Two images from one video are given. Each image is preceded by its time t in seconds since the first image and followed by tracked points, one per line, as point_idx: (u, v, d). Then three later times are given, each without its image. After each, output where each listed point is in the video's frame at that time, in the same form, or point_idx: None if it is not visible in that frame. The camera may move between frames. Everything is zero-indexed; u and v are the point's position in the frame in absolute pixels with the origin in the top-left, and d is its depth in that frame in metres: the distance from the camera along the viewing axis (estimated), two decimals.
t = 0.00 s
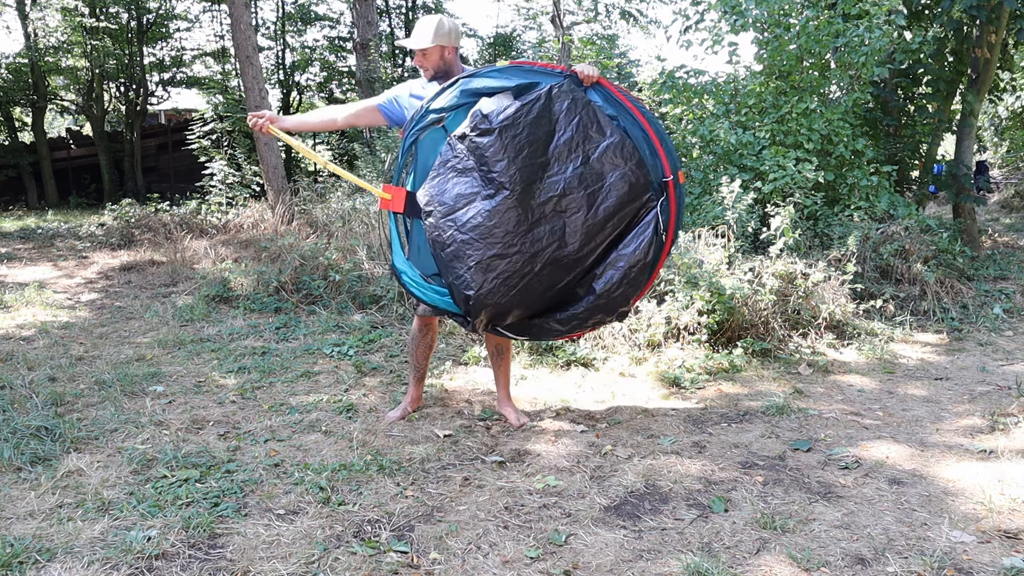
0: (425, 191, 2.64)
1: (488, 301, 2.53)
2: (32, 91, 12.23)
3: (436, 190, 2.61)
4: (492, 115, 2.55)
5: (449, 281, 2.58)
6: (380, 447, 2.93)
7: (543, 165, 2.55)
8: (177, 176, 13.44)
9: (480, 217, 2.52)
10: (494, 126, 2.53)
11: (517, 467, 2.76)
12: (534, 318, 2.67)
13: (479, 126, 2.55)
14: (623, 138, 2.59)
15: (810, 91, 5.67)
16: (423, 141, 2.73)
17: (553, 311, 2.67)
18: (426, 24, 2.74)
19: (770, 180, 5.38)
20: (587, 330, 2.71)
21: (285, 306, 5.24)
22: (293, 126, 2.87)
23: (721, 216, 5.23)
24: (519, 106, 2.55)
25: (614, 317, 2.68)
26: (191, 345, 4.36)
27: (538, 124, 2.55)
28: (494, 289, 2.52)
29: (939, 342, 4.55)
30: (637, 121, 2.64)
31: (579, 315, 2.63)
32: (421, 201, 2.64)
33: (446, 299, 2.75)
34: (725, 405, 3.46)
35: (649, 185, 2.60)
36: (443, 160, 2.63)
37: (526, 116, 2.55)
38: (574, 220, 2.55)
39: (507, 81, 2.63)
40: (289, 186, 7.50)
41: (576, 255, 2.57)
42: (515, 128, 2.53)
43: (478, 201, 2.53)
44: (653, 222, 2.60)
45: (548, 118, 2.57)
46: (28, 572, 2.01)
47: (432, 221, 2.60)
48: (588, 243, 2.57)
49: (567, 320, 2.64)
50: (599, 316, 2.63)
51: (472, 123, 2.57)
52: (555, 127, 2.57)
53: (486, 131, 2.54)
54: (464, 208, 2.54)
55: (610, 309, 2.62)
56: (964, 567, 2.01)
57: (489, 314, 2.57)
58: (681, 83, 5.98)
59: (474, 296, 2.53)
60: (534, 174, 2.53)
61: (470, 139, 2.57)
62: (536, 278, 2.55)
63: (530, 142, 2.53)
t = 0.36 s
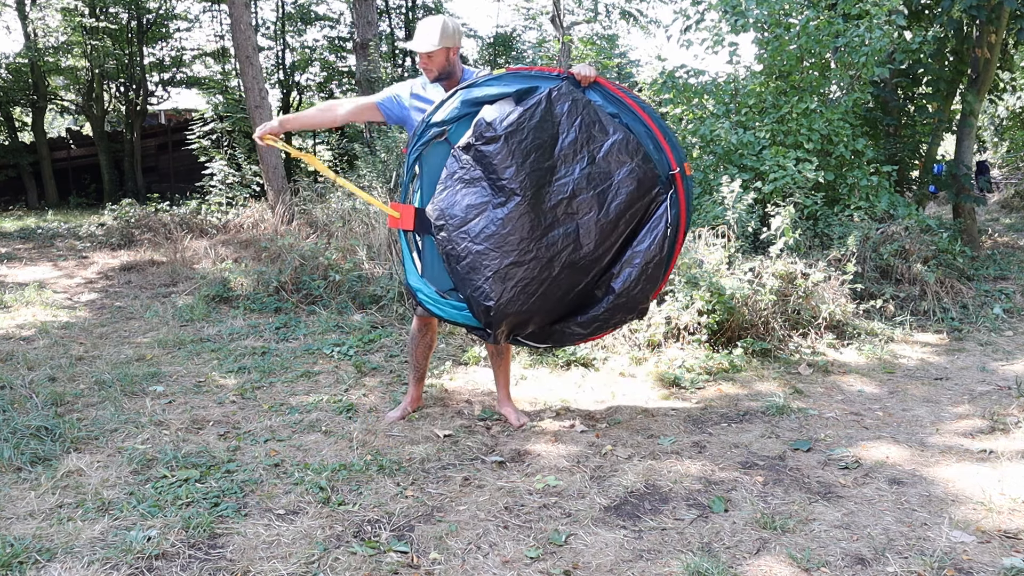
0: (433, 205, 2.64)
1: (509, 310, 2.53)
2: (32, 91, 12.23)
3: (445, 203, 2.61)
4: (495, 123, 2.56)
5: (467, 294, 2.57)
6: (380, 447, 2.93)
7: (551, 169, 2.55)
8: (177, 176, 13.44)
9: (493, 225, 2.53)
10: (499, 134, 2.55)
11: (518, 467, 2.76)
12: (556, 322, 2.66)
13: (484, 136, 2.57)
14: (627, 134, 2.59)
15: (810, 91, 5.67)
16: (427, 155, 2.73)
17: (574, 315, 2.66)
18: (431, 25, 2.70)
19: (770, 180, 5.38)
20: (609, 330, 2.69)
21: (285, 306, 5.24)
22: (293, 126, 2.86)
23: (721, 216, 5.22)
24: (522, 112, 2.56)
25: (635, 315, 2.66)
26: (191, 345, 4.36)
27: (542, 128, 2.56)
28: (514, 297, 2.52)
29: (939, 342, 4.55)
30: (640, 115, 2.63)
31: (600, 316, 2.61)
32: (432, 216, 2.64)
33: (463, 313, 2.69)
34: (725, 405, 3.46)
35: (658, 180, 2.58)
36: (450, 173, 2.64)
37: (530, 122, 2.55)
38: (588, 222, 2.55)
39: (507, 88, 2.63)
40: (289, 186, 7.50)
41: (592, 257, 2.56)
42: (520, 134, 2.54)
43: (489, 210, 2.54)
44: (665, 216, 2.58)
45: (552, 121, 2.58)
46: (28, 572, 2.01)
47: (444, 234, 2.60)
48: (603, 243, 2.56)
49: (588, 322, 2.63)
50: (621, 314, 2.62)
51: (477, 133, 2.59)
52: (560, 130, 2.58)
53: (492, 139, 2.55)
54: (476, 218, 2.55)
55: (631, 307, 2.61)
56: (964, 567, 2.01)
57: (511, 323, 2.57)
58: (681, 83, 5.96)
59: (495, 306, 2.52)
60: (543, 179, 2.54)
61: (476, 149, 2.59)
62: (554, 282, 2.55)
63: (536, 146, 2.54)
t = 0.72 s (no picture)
0: (433, 199, 2.64)
1: (507, 303, 2.53)
2: (32, 90, 12.22)
3: (444, 196, 2.61)
4: (494, 117, 2.56)
5: (466, 287, 2.57)
6: (380, 447, 2.93)
7: (550, 163, 2.55)
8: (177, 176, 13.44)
9: (492, 219, 2.52)
10: (499, 127, 2.54)
11: (517, 467, 2.76)
12: (553, 316, 2.66)
13: (483, 130, 2.56)
14: (626, 129, 2.59)
15: (810, 91, 5.67)
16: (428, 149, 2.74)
17: (572, 309, 2.66)
18: (434, 25, 2.70)
19: (769, 180, 5.38)
20: (606, 324, 2.70)
21: (285, 306, 5.24)
22: (295, 133, 2.88)
23: (721, 216, 5.22)
24: (521, 106, 2.56)
25: (632, 310, 2.67)
26: (190, 345, 4.36)
27: (541, 123, 2.55)
28: (512, 290, 2.52)
29: (939, 342, 4.54)
30: (639, 112, 2.64)
31: (598, 310, 2.62)
32: (431, 209, 2.63)
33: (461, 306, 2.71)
34: (725, 405, 3.46)
35: (657, 175, 2.59)
36: (449, 166, 2.63)
37: (530, 116, 2.55)
38: (587, 216, 2.55)
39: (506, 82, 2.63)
40: (289, 186, 7.49)
41: (591, 250, 2.56)
42: (520, 128, 2.54)
43: (488, 203, 2.54)
44: (663, 211, 2.59)
45: (551, 116, 2.57)
46: (28, 572, 2.01)
47: (443, 228, 2.59)
48: (601, 237, 2.56)
49: (586, 316, 2.63)
50: (618, 309, 2.62)
51: (476, 127, 2.58)
52: (559, 125, 2.57)
53: (491, 133, 2.54)
54: (475, 211, 2.55)
55: (628, 301, 2.62)
56: (964, 567, 2.01)
57: (509, 316, 2.57)
58: (681, 83, 5.95)
59: (493, 299, 2.52)
60: (542, 173, 2.54)
61: (475, 142, 2.58)
62: (552, 276, 2.55)
63: (535, 140, 2.53)
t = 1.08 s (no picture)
0: (429, 195, 2.64)
1: (503, 300, 2.51)
2: (32, 90, 12.22)
3: (441, 193, 2.61)
4: (490, 115, 2.57)
5: (462, 284, 2.56)
6: (380, 447, 2.93)
7: (545, 159, 2.55)
8: (177, 176, 13.45)
9: (488, 216, 2.52)
10: (495, 125, 2.55)
11: (517, 467, 2.76)
12: (548, 311, 2.65)
13: (479, 128, 2.57)
14: (620, 125, 2.59)
15: (810, 91, 5.67)
16: (424, 144, 2.75)
17: (567, 304, 2.65)
18: (433, 24, 2.70)
19: (770, 180, 5.37)
20: (601, 320, 2.69)
21: (285, 306, 5.24)
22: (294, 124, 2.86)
23: (721, 216, 5.22)
24: (517, 103, 2.56)
25: (627, 304, 2.66)
26: (190, 345, 4.36)
27: (537, 119, 2.56)
28: (508, 287, 2.51)
29: (939, 342, 4.55)
30: (633, 108, 2.64)
31: (592, 304, 2.61)
32: (427, 206, 2.63)
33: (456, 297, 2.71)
34: (725, 405, 3.46)
35: (650, 170, 2.59)
36: (445, 163, 2.64)
37: (525, 112, 2.55)
38: (582, 211, 2.54)
39: (502, 80, 2.64)
40: (289, 186, 7.49)
41: (586, 246, 2.56)
42: (515, 125, 2.54)
43: (485, 200, 2.54)
44: (658, 205, 2.58)
45: (547, 112, 2.57)
46: (28, 572, 2.01)
47: (440, 224, 2.59)
48: (596, 233, 2.56)
49: (581, 311, 2.63)
50: (612, 303, 2.61)
51: (472, 124, 2.59)
52: (554, 121, 2.58)
53: (488, 131, 2.55)
54: (472, 208, 2.55)
55: (623, 296, 2.60)
56: (964, 567, 2.01)
57: (505, 312, 2.56)
58: (682, 83, 5.95)
59: (490, 295, 2.51)
60: (537, 169, 2.54)
61: (472, 139, 2.59)
62: (548, 271, 2.54)
63: (531, 137, 2.54)
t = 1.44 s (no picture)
0: (430, 188, 2.65)
1: (504, 291, 2.52)
2: (32, 90, 12.22)
3: (442, 185, 2.61)
4: (490, 107, 2.57)
5: (463, 276, 2.56)
6: (380, 447, 2.93)
7: (545, 152, 2.55)
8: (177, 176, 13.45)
9: (488, 208, 2.53)
10: (495, 117, 2.55)
11: (517, 467, 2.76)
12: (550, 305, 2.64)
13: (479, 120, 2.57)
14: (620, 119, 2.59)
15: (810, 91, 5.67)
16: (424, 139, 2.75)
17: (569, 298, 2.64)
18: (433, 24, 2.70)
19: (770, 180, 5.37)
20: (603, 315, 2.68)
21: (285, 306, 5.24)
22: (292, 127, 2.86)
23: (721, 216, 5.21)
24: (517, 96, 2.57)
25: (629, 299, 2.65)
26: (190, 345, 4.36)
27: (537, 112, 2.56)
28: (509, 279, 2.51)
29: (939, 342, 4.54)
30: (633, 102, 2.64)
31: (594, 299, 2.59)
32: (428, 198, 2.64)
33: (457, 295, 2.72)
34: (725, 406, 3.46)
35: (651, 164, 2.58)
36: (446, 155, 2.64)
37: (525, 105, 2.55)
38: (583, 204, 2.54)
39: (502, 73, 2.64)
40: (289, 186, 7.49)
41: (586, 239, 2.55)
42: (515, 117, 2.54)
43: (485, 192, 2.54)
44: (658, 199, 2.57)
45: (547, 105, 2.58)
46: (28, 572, 2.01)
47: (441, 216, 2.60)
48: (597, 226, 2.55)
49: (583, 305, 2.61)
50: (613, 298, 2.60)
51: (472, 116, 2.59)
52: (554, 114, 2.58)
53: (488, 122, 2.55)
54: (473, 200, 2.55)
55: (624, 290, 2.59)
56: (964, 567, 2.01)
57: (506, 304, 2.56)
58: (682, 83, 5.95)
59: (490, 287, 2.51)
60: (538, 162, 2.54)
61: (472, 132, 2.59)
62: (548, 264, 2.54)
63: (531, 129, 2.54)
